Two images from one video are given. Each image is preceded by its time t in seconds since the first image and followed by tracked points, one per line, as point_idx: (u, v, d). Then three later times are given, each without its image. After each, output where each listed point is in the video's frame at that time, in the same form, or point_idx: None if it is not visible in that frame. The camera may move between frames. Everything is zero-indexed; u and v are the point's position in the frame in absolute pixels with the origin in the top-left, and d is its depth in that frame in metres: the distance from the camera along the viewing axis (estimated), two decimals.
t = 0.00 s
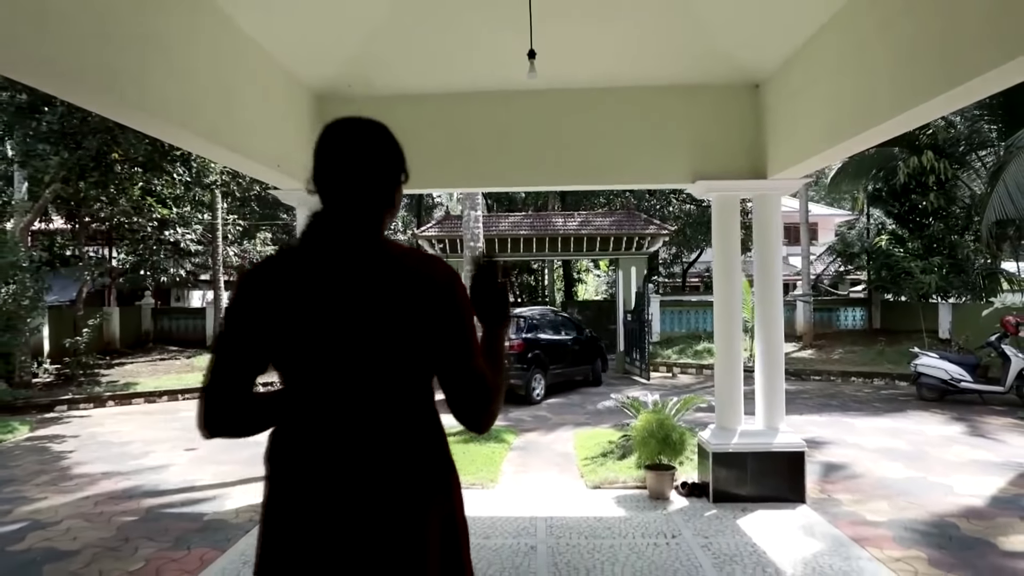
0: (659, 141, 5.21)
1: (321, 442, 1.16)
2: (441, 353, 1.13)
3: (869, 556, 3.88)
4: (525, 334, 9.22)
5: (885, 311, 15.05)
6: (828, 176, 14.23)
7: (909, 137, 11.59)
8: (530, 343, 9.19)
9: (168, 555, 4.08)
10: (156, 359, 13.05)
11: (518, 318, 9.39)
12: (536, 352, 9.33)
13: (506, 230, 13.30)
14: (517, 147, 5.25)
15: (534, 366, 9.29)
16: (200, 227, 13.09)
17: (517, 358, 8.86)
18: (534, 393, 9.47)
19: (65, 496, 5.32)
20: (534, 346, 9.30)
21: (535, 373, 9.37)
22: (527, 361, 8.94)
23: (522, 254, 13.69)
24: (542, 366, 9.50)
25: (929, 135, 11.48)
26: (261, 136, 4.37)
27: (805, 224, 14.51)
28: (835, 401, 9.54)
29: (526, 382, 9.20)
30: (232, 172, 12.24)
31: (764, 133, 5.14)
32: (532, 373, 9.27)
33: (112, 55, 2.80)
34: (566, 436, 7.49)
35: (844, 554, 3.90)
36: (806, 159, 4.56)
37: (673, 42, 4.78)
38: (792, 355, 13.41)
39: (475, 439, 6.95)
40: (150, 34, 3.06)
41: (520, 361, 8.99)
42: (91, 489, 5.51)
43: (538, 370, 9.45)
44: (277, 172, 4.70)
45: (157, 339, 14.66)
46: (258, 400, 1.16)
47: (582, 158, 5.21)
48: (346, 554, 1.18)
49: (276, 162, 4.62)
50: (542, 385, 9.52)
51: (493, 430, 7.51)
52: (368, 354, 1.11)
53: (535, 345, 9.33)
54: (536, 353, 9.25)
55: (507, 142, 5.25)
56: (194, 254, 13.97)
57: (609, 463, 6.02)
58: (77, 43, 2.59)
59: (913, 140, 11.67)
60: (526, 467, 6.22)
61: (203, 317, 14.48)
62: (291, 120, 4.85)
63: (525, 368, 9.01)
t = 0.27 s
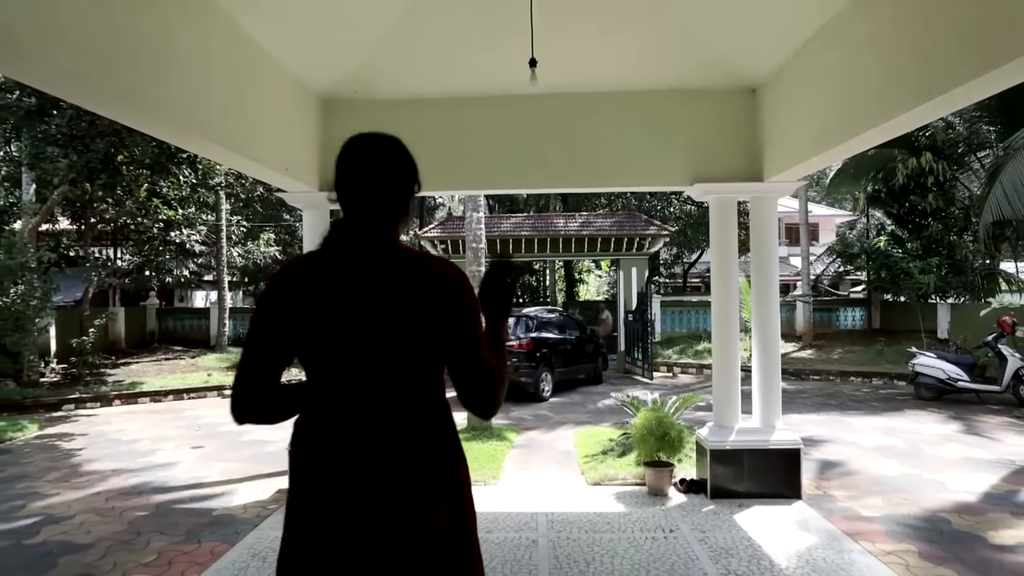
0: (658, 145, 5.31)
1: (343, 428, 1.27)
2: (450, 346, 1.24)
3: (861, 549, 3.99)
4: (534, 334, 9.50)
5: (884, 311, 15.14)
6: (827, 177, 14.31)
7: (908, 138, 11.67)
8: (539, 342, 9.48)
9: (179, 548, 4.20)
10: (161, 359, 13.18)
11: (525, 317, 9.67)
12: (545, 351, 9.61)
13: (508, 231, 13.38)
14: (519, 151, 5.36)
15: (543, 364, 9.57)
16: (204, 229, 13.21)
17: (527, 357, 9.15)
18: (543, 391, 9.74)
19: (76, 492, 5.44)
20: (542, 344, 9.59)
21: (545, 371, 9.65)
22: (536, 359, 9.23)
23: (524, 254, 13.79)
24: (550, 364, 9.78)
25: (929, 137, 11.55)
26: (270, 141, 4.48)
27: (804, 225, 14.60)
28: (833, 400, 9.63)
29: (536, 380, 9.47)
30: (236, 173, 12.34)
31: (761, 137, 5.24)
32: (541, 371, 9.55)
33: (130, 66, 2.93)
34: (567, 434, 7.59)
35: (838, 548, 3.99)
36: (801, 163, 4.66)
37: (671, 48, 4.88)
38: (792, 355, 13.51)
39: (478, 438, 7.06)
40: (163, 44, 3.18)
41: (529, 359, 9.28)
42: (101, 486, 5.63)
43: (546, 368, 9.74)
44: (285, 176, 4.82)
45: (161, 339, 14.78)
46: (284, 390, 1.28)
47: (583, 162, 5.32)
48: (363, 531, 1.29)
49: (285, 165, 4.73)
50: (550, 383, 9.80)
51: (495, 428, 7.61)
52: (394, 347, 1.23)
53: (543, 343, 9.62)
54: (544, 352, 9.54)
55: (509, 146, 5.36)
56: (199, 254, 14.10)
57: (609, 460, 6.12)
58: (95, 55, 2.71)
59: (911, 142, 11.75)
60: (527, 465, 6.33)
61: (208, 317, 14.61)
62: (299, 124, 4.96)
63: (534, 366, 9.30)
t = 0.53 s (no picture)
0: (656, 148, 5.44)
1: (363, 416, 1.42)
2: (459, 344, 1.39)
3: (853, 542, 4.11)
4: (544, 332, 9.84)
5: (883, 311, 15.25)
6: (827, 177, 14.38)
7: (907, 139, 11.75)
8: (548, 341, 9.85)
9: (191, 540, 4.33)
10: (166, 357, 13.33)
11: (537, 317, 10.03)
12: (555, 350, 9.97)
13: (509, 231, 13.48)
14: (521, 154, 5.48)
15: (552, 361, 9.93)
16: (208, 229, 13.34)
17: (539, 355, 9.55)
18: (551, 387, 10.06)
19: (88, 487, 5.58)
20: (552, 343, 9.94)
21: (554, 368, 10.02)
22: (547, 357, 9.60)
23: (525, 254, 13.89)
24: (558, 361, 10.14)
25: (929, 138, 11.62)
26: (279, 145, 4.61)
27: (803, 225, 14.68)
28: (830, 399, 9.75)
29: (547, 377, 9.84)
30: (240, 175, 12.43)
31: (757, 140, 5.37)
32: (550, 369, 9.88)
33: (147, 76, 3.06)
34: (568, 431, 7.74)
35: (830, 541, 4.11)
36: (794, 166, 4.79)
37: (670, 54, 5.00)
38: (791, 354, 13.62)
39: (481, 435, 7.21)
40: (179, 53, 3.31)
41: (540, 357, 9.64)
42: (112, 481, 5.76)
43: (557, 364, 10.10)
44: (293, 179, 4.96)
45: (166, 338, 14.91)
46: (309, 382, 1.42)
47: (584, 165, 5.44)
48: (381, 508, 1.44)
49: (293, 169, 4.87)
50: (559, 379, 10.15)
51: (496, 426, 7.74)
52: (408, 342, 1.37)
53: (552, 341, 9.97)
54: (554, 350, 9.92)
55: (512, 149, 5.49)
56: (204, 254, 14.23)
57: (608, 456, 6.25)
58: (115, 66, 2.84)
59: (910, 143, 11.82)
60: (529, 460, 6.49)
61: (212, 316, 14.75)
62: (306, 128, 5.10)
63: (544, 363, 9.66)
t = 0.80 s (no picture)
0: (655, 152, 5.57)
1: (382, 405, 1.55)
2: (470, 341, 1.53)
3: (845, 534, 4.23)
4: (552, 331, 10.13)
5: (881, 311, 15.37)
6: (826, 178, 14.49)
7: (904, 141, 11.87)
8: (556, 338, 10.15)
9: (203, 532, 4.46)
10: (171, 356, 13.46)
11: (544, 316, 10.33)
12: (562, 347, 10.26)
13: (511, 232, 13.61)
14: (523, 157, 5.61)
15: (560, 358, 10.24)
16: (212, 230, 13.50)
17: (549, 352, 9.86)
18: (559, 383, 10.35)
19: (100, 482, 5.71)
20: (559, 340, 10.25)
21: (562, 365, 10.33)
22: (556, 354, 9.92)
23: (526, 255, 14.01)
24: (566, 358, 10.43)
25: (928, 140, 11.74)
26: (288, 149, 4.75)
27: (802, 226, 14.79)
28: (828, 397, 9.87)
29: (556, 374, 10.14)
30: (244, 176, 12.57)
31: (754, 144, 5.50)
32: (559, 366, 10.18)
33: (165, 86, 3.20)
34: (569, 429, 7.87)
35: (823, 533, 4.24)
36: (789, 170, 4.93)
37: (669, 60, 5.13)
38: (790, 354, 13.74)
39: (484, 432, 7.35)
40: (194, 64, 3.45)
41: (550, 355, 9.95)
42: (123, 476, 5.89)
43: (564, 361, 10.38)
44: (302, 182, 5.10)
45: (170, 337, 15.04)
46: (333, 374, 1.56)
47: (585, 168, 5.57)
48: (398, 486, 1.58)
49: (301, 172, 5.01)
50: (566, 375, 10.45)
51: (498, 423, 7.88)
52: (424, 339, 1.51)
53: (560, 339, 10.26)
54: (562, 347, 10.23)
55: (514, 152, 5.62)
56: (208, 254, 14.39)
57: (608, 453, 6.38)
58: (135, 76, 2.98)
59: (908, 145, 11.94)
60: (531, 457, 6.63)
61: (216, 316, 14.90)
62: (314, 133, 5.24)
63: (553, 361, 9.97)
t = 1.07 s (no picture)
0: (655, 154, 5.68)
1: (399, 394, 1.68)
2: (481, 334, 1.66)
3: (839, 528, 4.35)
4: (560, 330, 10.32)
5: (880, 312, 15.47)
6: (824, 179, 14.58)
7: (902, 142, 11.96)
8: (563, 336, 10.36)
9: (213, 526, 4.58)
10: (175, 356, 13.57)
11: (551, 315, 10.52)
12: (568, 346, 10.48)
13: (512, 232, 13.71)
14: (525, 159, 5.72)
15: (567, 356, 10.45)
16: (216, 231, 13.62)
17: (558, 350, 10.07)
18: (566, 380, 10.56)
19: (110, 478, 5.83)
20: (567, 339, 10.46)
21: (569, 363, 10.54)
22: (564, 352, 10.14)
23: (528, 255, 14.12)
24: (572, 357, 10.64)
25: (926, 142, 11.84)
26: (296, 152, 4.86)
27: (801, 227, 14.87)
28: (826, 397, 9.98)
29: (563, 371, 10.35)
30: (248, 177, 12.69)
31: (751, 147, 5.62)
32: (566, 364, 10.38)
33: (182, 91, 3.31)
34: (570, 427, 7.98)
35: (818, 527, 4.35)
36: (785, 172, 5.05)
37: (668, 65, 5.24)
38: (789, 353, 13.84)
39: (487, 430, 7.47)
40: (209, 69, 3.56)
41: (558, 353, 10.17)
42: (133, 472, 6.00)
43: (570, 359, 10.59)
44: (309, 184, 5.22)
45: (174, 337, 15.14)
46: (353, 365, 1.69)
47: (586, 170, 5.68)
48: (412, 468, 1.70)
49: (309, 175, 5.12)
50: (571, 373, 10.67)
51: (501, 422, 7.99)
52: (438, 332, 1.64)
53: (567, 338, 10.47)
54: (568, 345, 10.46)
55: (516, 155, 5.73)
56: (211, 255, 14.52)
57: (609, 450, 6.49)
58: (155, 83, 3.09)
59: (906, 147, 12.03)
60: (533, 453, 6.75)
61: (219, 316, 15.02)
62: (321, 135, 5.35)
63: (561, 358, 10.18)
